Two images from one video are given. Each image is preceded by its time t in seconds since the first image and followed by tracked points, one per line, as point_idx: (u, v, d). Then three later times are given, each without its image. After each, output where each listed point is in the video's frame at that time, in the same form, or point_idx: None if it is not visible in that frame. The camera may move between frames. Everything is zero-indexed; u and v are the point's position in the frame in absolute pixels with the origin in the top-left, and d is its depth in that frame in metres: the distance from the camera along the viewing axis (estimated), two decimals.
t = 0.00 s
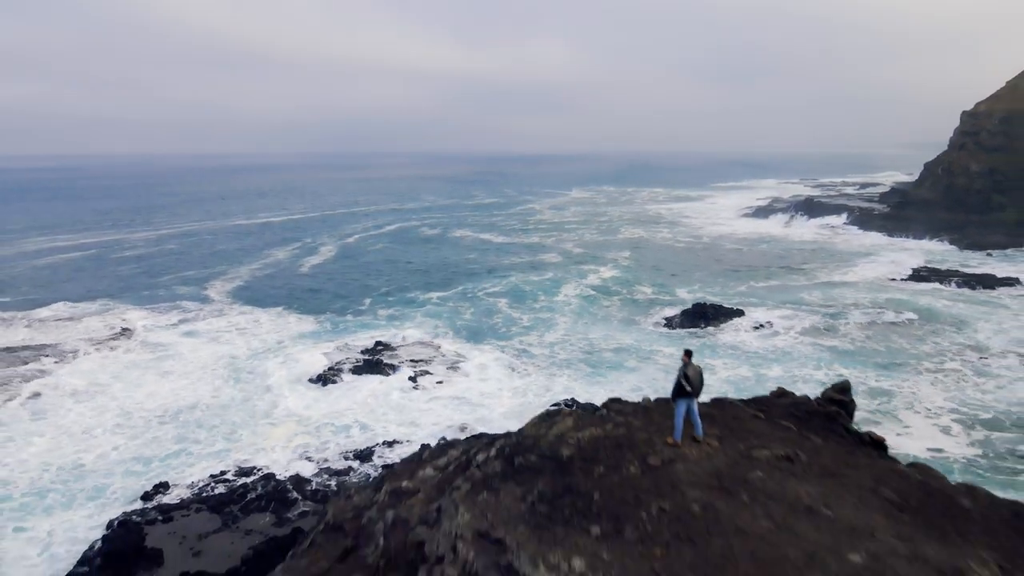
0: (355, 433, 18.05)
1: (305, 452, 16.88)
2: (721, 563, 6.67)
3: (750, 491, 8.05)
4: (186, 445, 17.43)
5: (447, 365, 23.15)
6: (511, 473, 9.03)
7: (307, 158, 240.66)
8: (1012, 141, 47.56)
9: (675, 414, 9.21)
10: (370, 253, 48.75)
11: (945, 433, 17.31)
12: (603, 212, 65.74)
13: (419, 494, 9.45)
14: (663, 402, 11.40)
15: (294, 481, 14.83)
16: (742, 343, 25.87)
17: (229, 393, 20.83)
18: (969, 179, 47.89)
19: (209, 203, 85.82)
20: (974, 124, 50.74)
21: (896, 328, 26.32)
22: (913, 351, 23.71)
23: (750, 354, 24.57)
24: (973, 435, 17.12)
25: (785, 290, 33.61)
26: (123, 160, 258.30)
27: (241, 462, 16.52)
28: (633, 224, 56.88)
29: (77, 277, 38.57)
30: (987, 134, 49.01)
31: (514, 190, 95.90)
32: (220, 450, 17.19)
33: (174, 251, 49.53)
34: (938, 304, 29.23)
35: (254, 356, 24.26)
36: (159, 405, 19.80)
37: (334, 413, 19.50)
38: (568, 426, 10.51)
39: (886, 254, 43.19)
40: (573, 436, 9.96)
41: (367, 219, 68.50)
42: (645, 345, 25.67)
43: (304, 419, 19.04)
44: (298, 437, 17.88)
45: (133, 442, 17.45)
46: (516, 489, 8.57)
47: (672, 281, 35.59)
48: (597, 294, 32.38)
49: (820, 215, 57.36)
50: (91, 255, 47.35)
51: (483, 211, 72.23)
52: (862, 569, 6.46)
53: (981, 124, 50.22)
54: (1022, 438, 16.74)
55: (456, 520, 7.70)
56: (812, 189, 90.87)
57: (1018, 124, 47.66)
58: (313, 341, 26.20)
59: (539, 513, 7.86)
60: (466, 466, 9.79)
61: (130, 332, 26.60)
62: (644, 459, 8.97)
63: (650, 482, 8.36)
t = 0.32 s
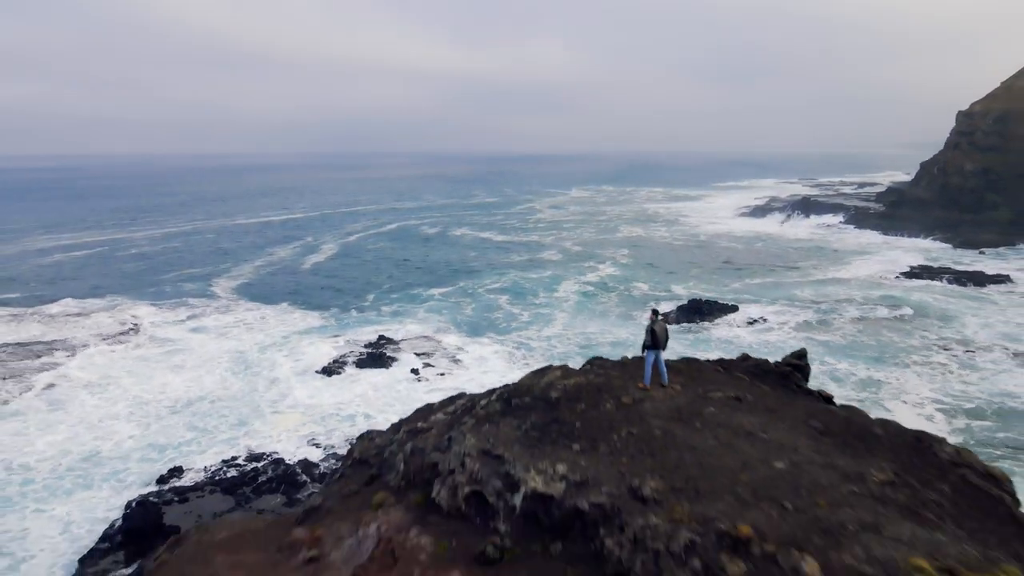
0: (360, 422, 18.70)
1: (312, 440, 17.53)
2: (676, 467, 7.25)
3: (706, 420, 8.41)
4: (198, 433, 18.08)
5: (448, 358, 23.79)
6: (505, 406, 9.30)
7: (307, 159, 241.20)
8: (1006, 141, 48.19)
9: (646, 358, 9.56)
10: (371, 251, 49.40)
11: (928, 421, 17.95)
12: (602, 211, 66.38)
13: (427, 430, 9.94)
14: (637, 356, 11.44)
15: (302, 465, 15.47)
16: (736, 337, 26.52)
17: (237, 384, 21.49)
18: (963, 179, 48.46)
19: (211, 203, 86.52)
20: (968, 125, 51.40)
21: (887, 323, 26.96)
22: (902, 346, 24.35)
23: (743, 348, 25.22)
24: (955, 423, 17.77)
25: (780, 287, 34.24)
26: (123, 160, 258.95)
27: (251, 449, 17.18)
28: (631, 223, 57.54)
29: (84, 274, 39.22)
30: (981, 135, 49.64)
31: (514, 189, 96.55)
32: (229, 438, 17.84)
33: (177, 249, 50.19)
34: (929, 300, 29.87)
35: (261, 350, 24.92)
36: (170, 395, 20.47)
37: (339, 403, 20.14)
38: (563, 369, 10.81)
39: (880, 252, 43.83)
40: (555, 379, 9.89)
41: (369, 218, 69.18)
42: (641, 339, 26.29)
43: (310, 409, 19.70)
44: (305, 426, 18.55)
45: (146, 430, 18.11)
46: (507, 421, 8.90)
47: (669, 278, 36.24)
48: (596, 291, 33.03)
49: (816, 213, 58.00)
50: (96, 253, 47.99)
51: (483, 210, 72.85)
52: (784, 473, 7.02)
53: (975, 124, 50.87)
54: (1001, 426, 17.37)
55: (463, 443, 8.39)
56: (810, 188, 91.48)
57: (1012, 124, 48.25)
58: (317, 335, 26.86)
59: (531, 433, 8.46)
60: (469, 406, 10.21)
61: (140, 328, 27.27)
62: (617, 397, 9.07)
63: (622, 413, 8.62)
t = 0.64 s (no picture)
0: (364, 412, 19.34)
1: (318, 430, 18.20)
2: (645, 408, 8.09)
3: (676, 374, 9.16)
4: (208, 422, 18.73)
5: (450, 352, 24.40)
6: (503, 363, 9.80)
7: (307, 159, 241.50)
8: (1000, 140, 48.75)
9: (624, 326, 10.07)
10: (372, 250, 49.97)
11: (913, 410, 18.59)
12: (601, 211, 66.98)
13: (436, 385, 10.34)
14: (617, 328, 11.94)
15: (310, 452, 16.11)
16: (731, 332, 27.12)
17: (245, 376, 22.13)
18: (957, 178, 49.00)
19: (212, 202, 87.05)
20: (963, 125, 51.97)
21: (878, 319, 27.60)
22: (893, 340, 24.95)
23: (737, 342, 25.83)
24: (938, 412, 18.41)
25: (775, 284, 34.85)
26: (124, 160, 259.46)
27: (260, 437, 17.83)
28: (629, 222, 58.10)
29: (90, 272, 39.80)
30: (976, 134, 50.20)
31: (514, 189, 97.02)
32: (239, 427, 18.47)
33: (181, 246, 50.82)
34: (920, 296, 30.53)
35: (267, 344, 25.54)
36: (180, 387, 21.10)
37: (343, 395, 20.78)
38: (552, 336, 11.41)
39: (875, 251, 44.42)
40: (546, 342, 10.35)
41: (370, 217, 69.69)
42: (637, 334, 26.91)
43: (316, 401, 20.35)
44: (311, 416, 19.22)
45: (158, 419, 18.76)
46: (505, 376, 9.44)
47: (666, 275, 36.87)
48: (594, 287, 33.66)
49: (813, 213, 58.52)
50: (101, 251, 48.58)
51: (483, 209, 73.38)
52: (732, 413, 7.96)
53: (970, 124, 51.43)
54: (983, 415, 18.04)
55: (469, 392, 8.90)
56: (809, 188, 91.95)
57: (1006, 124, 48.79)
58: (322, 330, 27.51)
59: (526, 384, 9.11)
60: (474, 367, 10.61)
61: (148, 324, 27.89)
62: (601, 356, 9.64)
63: (603, 368, 9.29)
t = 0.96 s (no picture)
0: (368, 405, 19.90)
1: (324, 422, 18.75)
2: (629, 374, 8.80)
3: (658, 347, 9.84)
4: (217, 414, 19.28)
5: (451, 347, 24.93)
6: (503, 338, 10.29)
7: (307, 158, 241.86)
8: (995, 141, 49.27)
9: (611, 307, 10.54)
10: (373, 248, 50.52)
11: (902, 402, 19.15)
12: (600, 210, 67.51)
13: (444, 359, 10.89)
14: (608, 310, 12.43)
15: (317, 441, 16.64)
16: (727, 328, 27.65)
17: (251, 370, 22.68)
18: (953, 178, 49.49)
19: (214, 202, 87.56)
20: (959, 125, 52.49)
21: (872, 315, 28.15)
22: (886, 336, 25.47)
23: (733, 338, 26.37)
24: (926, 404, 18.98)
25: (771, 281, 35.42)
26: (124, 160, 259.99)
27: (267, 429, 18.40)
28: (629, 221, 58.62)
29: (96, 269, 40.34)
30: (971, 135, 50.70)
31: (514, 189, 97.53)
32: (246, 418, 19.04)
33: (185, 245, 51.38)
34: (913, 294, 31.06)
35: (273, 339, 26.12)
36: (188, 381, 21.64)
37: (348, 388, 21.33)
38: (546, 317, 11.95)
39: (871, 249, 45.00)
40: (543, 320, 10.89)
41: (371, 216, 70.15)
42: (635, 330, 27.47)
43: (322, 394, 20.91)
44: (317, 409, 19.78)
45: (169, 410, 19.29)
46: (505, 348, 10.00)
47: (664, 274, 37.46)
48: (593, 285, 34.22)
49: (810, 212, 59.05)
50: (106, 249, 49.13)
51: (483, 209, 73.86)
52: (706, 378, 8.71)
53: (965, 125, 51.95)
54: (969, 407, 18.60)
55: (474, 362, 9.45)
56: (807, 188, 92.40)
57: (1002, 125, 49.26)
58: (326, 326, 28.08)
59: (524, 355, 9.70)
60: (476, 344, 11.14)
61: (155, 321, 28.44)
62: (592, 332, 10.21)
63: (593, 342, 9.89)
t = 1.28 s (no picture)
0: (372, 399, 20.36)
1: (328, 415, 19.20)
2: (622, 352, 9.28)
3: (649, 330, 10.28)
4: (224, 407, 19.73)
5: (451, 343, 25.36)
6: (506, 323, 10.71)
7: (307, 159, 242.03)
8: (992, 141, 49.60)
9: (606, 294, 10.94)
10: (374, 248, 50.94)
11: (894, 396, 19.61)
12: (600, 210, 67.87)
13: (452, 342, 11.31)
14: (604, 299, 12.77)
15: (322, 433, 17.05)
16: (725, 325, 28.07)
17: (257, 366, 23.14)
18: (949, 179, 49.86)
19: (214, 202, 87.87)
20: (955, 125, 52.87)
21: (867, 313, 28.58)
22: (880, 333, 25.90)
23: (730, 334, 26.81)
24: (919, 397, 19.45)
25: (768, 280, 35.87)
26: (124, 160, 260.18)
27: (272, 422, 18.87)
28: (628, 221, 58.97)
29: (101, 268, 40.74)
30: (968, 135, 51.06)
31: (514, 189, 97.87)
32: (252, 411, 19.50)
33: (187, 244, 51.75)
34: (908, 292, 31.45)
35: (277, 336, 26.55)
36: (194, 376, 22.06)
37: (351, 383, 21.76)
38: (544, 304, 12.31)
39: (867, 249, 45.46)
40: (543, 307, 11.30)
41: (372, 216, 70.60)
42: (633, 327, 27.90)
43: (325, 389, 21.34)
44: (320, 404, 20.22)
45: (177, 405, 19.74)
46: (510, 331, 10.45)
47: (662, 272, 37.87)
48: (592, 284, 34.64)
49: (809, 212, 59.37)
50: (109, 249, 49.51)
51: (483, 208, 74.21)
52: (693, 357, 9.20)
53: (962, 125, 52.33)
54: (959, 402, 19.06)
55: (480, 343, 9.89)
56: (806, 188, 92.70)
57: (998, 125, 49.63)
58: (329, 324, 28.54)
59: (527, 338, 10.13)
60: (481, 328, 11.54)
61: (160, 319, 28.87)
62: (588, 317, 10.61)
63: (589, 326, 10.30)
